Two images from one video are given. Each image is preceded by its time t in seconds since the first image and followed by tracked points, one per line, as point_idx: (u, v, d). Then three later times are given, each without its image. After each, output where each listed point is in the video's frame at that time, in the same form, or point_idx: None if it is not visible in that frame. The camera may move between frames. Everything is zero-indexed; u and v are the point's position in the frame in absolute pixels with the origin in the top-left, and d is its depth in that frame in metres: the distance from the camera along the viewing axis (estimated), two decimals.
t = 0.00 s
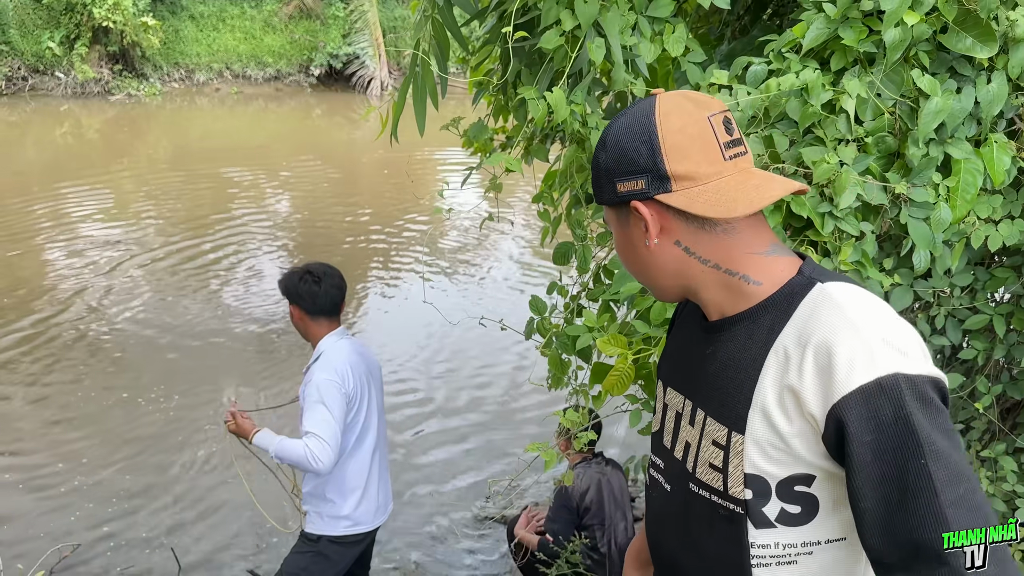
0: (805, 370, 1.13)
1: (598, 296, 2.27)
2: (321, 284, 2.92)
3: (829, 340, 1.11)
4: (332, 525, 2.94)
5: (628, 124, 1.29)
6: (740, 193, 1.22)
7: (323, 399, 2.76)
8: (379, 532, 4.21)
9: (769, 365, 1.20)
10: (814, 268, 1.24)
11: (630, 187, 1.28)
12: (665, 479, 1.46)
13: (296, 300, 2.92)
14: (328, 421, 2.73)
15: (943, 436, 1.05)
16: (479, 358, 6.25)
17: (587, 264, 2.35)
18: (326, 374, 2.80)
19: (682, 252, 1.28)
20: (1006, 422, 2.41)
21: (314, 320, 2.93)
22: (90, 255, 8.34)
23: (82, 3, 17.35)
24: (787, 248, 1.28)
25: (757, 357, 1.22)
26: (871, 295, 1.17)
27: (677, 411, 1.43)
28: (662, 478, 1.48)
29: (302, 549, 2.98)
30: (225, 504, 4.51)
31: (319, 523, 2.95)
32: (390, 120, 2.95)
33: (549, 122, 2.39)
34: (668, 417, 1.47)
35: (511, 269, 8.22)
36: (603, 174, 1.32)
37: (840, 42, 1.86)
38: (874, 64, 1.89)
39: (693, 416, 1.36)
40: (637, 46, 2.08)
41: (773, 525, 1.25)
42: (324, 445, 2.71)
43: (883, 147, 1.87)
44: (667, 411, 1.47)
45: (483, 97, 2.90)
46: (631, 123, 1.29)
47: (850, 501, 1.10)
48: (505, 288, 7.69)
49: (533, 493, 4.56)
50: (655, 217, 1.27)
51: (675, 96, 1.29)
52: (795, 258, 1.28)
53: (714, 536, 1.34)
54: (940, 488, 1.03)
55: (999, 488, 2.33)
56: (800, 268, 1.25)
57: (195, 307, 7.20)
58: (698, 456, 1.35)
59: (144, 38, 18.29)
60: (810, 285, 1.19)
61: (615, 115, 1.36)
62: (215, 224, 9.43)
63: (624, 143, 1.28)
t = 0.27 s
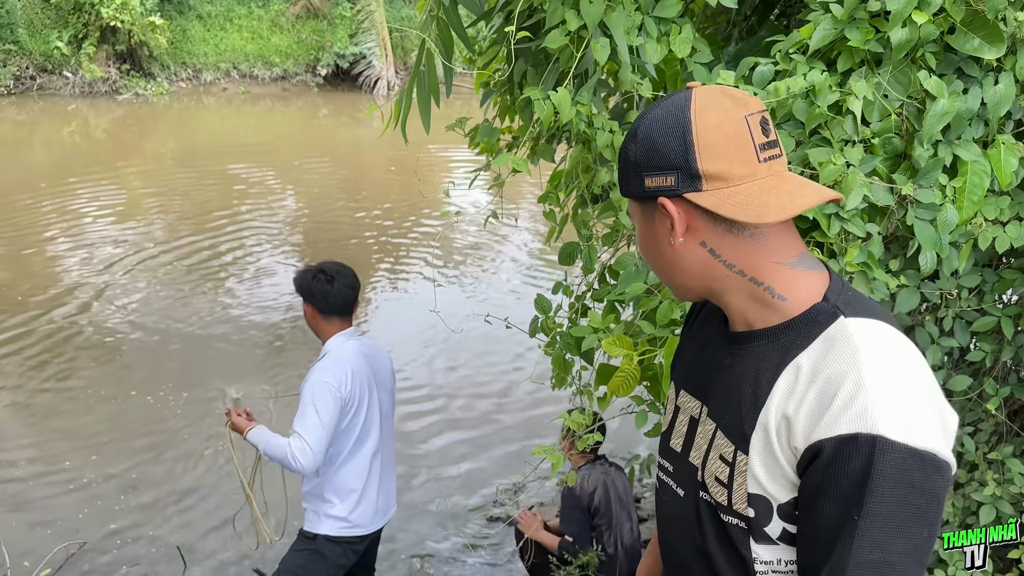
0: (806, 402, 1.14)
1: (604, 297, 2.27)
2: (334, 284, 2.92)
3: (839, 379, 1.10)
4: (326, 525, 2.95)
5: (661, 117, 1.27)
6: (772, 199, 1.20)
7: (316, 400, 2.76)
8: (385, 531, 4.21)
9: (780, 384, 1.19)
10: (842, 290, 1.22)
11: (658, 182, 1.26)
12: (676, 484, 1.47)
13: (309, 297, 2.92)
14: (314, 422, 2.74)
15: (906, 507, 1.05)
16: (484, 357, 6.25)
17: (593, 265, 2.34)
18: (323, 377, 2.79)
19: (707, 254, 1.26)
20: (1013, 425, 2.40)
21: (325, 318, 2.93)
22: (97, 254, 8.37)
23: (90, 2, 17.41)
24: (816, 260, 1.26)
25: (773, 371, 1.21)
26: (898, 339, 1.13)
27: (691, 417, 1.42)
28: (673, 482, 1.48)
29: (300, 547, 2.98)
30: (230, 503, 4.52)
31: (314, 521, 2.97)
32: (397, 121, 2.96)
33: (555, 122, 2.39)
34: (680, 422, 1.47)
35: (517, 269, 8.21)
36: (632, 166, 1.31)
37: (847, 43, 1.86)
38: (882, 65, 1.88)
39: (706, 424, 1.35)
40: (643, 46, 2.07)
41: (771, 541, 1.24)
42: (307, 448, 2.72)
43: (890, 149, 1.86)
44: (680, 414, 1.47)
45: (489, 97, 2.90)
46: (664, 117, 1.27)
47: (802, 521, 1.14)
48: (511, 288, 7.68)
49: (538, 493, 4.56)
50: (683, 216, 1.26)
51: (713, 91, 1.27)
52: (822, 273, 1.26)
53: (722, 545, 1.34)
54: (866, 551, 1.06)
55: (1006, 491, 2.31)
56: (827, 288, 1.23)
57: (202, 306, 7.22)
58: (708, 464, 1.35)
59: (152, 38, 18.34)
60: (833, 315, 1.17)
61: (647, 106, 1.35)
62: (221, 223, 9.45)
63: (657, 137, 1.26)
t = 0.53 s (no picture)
0: (819, 410, 1.14)
1: (610, 297, 2.27)
2: (352, 282, 2.95)
3: (850, 387, 1.10)
4: (322, 524, 2.97)
5: (696, 104, 1.26)
6: (801, 201, 1.20)
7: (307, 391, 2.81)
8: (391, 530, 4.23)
9: (792, 390, 1.19)
10: (859, 295, 1.22)
11: (686, 172, 1.25)
12: (688, 487, 1.47)
13: (328, 295, 2.95)
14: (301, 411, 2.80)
15: (923, 518, 1.05)
16: (491, 358, 6.26)
17: (599, 265, 2.35)
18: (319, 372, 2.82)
19: (729, 250, 1.26)
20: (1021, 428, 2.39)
21: (341, 316, 2.95)
22: (106, 253, 8.41)
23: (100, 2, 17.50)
24: (836, 264, 1.26)
25: (790, 374, 1.21)
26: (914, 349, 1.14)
27: (705, 419, 1.42)
28: (685, 485, 1.48)
29: (297, 545, 3.00)
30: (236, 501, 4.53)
31: (312, 519, 3.00)
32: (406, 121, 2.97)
33: (562, 123, 2.40)
34: (694, 424, 1.47)
35: (524, 270, 8.21)
36: (661, 152, 1.30)
37: (855, 45, 1.85)
38: (889, 66, 1.88)
39: (720, 426, 1.35)
40: (650, 48, 2.07)
41: (784, 547, 1.23)
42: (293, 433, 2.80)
43: (897, 151, 1.86)
44: (694, 417, 1.47)
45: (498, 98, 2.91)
46: (699, 104, 1.25)
47: (817, 532, 1.14)
48: (518, 288, 7.69)
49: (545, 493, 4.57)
50: (708, 208, 1.25)
51: (751, 84, 1.25)
52: (843, 277, 1.26)
53: (732, 548, 1.34)
54: (884, 562, 1.05)
55: (1014, 493, 2.30)
56: (846, 292, 1.23)
57: (209, 305, 7.25)
58: (720, 468, 1.35)
59: (161, 37, 18.41)
60: (850, 321, 1.17)
61: (682, 91, 1.33)
62: (229, 223, 9.48)
63: (689, 125, 1.25)
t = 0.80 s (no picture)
0: (833, 407, 1.13)
1: (618, 298, 2.27)
2: (366, 283, 2.98)
3: (863, 384, 1.10)
4: (323, 522, 2.98)
5: (720, 99, 1.25)
6: (821, 202, 1.19)
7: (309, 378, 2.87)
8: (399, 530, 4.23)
9: (805, 387, 1.19)
10: (873, 293, 1.21)
11: (708, 167, 1.26)
12: (702, 486, 1.47)
13: (341, 295, 2.98)
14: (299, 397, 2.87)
15: (941, 513, 1.05)
16: (500, 358, 6.27)
17: (606, 266, 2.35)
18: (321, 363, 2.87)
19: (746, 246, 1.26)
20: None
21: (355, 316, 2.98)
22: (116, 252, 8.45)
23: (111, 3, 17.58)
24: (854, 263, 1.26)
25: (803, 370, 1.20)
26: (928, 342, 1.13)
27: (720, 418, 1.42)
28: (700, 485, 1.48)
29: (304, 546, 3.01)
30: (245, 500, 4.55)
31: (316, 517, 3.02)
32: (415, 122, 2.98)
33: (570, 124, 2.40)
34: (709, 423, 1.47)
35: (533, 270, 8.21)
36: (682, 145, 1.30)
37: (863, 47, 1.85)
38: (898, 68, 1.88)
39: (733, 426, 1.36)
40: (658, 49, 2.08)
41: (794, 546, 1.23)
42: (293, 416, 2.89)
43: (906, 153, 1.85)
44: (710, 417, 1.47)
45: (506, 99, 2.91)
46: (723, 99, 1.25)
47: (832, 532, 1.14)
48: (527, 289, 7.69)
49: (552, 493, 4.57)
50: (728, 204, 1.25)
51: (776, 80, 1.25)
52: (858, 277, 1.26)
53: (742, 547, 1.34)
54: (906, 558, 1.05)
55: None
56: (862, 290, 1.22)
57: (219, 304, 7.27)
58: (733, 467, 1.34)
59: (171, 38, 18.47)
60: (863, 318, 1.16)
61: (706, 84, 1.33)
62: (238, 222, 9.51)
63: (712, 120, 1.25)
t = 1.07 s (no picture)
0: (853, 415, 1.12)
1: (627, 298, 2.27)
2: (380, 283, 2.99)
3: (885, 393, 1.08)
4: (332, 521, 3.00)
5: (761, 99, 1.23)
6: (857, 210, 1.17)
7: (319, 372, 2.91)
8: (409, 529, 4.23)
9: (828, 392, 1.17)
10: (903, 302, 1.19)
11: (744, 167, 1.23)
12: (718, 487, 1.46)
13: (355, 296, 2.98)
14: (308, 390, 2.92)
15: (955, 527, 1.04)
16: (509, 359, 6.26)
17: (616, 266, 2.34)
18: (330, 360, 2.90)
19: (778, 249, 1.23)
20: None
21: (368, 317, 2.99)
22: (128, 251, 8.49)
23: (123, 4, 17.69)
24: (885, 273, 1.24)
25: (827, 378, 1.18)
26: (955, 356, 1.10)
27: (739, 420, 1.42)
28: (716, 486, 1.48)
29: (317, 547, 3.02)
30: (255, 499, 4.56)
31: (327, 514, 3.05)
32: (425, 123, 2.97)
33: (580, 125, 2.39)
34: (729, 424, 1.46)
35: (543, 271, 8.20)
36: (718, 144, 1.27)
37: (876, 47, 1.84)
38: (911, 68, 1.86)
39: (752, 429, 1.35)
40: (668, 49, 2.06)
41: (808, 551, 1.22)
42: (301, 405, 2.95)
43: (919, 153, 1.84)
44: (731, 418, 1.46)
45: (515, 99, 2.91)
46: (764, 99, 1.22)
47: (845, 540, 1.13)
48: (537, 290, 7.67)
49: (562, 494, 4.56)
50: (763, 205, 1.22)
51: (817, 83, 1.22)
52: (888, 287, 1.23)
53: (755, 551, 1.34)
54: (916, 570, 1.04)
55: None
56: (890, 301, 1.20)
57: (229, 304, 7.30)
58: (750, 470, 1.34)
59: (182, 39, 18.56)
60: (891, 326, 1.14)
61: (744, 85, 1.30)
62: (248, 222, 9.54)
63: (752, 120, 1.22)
